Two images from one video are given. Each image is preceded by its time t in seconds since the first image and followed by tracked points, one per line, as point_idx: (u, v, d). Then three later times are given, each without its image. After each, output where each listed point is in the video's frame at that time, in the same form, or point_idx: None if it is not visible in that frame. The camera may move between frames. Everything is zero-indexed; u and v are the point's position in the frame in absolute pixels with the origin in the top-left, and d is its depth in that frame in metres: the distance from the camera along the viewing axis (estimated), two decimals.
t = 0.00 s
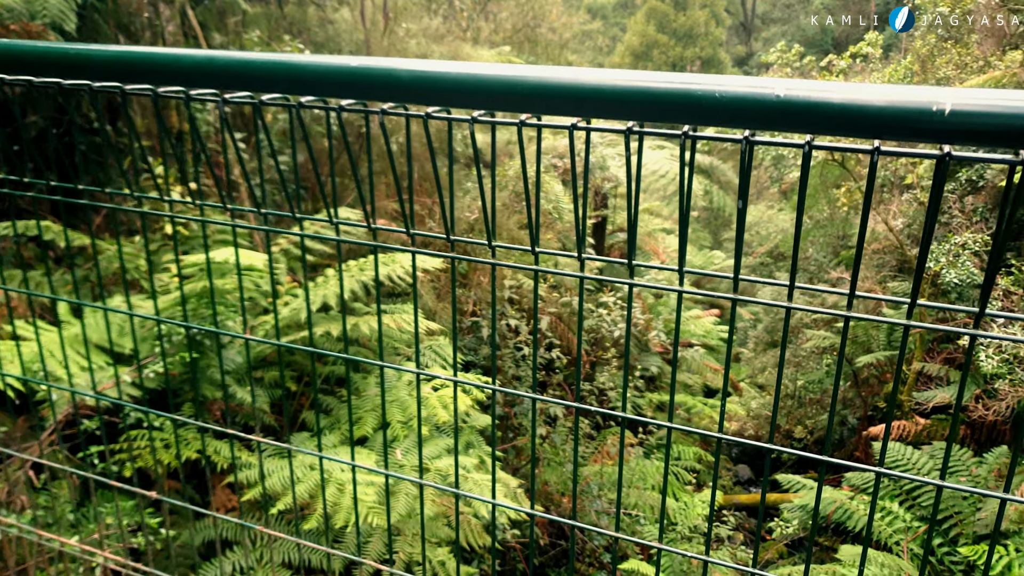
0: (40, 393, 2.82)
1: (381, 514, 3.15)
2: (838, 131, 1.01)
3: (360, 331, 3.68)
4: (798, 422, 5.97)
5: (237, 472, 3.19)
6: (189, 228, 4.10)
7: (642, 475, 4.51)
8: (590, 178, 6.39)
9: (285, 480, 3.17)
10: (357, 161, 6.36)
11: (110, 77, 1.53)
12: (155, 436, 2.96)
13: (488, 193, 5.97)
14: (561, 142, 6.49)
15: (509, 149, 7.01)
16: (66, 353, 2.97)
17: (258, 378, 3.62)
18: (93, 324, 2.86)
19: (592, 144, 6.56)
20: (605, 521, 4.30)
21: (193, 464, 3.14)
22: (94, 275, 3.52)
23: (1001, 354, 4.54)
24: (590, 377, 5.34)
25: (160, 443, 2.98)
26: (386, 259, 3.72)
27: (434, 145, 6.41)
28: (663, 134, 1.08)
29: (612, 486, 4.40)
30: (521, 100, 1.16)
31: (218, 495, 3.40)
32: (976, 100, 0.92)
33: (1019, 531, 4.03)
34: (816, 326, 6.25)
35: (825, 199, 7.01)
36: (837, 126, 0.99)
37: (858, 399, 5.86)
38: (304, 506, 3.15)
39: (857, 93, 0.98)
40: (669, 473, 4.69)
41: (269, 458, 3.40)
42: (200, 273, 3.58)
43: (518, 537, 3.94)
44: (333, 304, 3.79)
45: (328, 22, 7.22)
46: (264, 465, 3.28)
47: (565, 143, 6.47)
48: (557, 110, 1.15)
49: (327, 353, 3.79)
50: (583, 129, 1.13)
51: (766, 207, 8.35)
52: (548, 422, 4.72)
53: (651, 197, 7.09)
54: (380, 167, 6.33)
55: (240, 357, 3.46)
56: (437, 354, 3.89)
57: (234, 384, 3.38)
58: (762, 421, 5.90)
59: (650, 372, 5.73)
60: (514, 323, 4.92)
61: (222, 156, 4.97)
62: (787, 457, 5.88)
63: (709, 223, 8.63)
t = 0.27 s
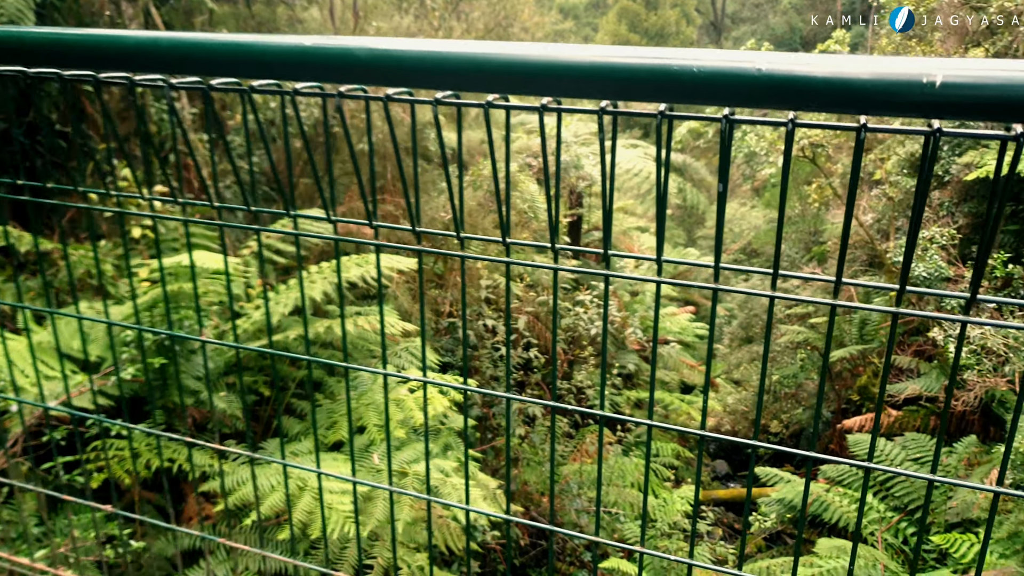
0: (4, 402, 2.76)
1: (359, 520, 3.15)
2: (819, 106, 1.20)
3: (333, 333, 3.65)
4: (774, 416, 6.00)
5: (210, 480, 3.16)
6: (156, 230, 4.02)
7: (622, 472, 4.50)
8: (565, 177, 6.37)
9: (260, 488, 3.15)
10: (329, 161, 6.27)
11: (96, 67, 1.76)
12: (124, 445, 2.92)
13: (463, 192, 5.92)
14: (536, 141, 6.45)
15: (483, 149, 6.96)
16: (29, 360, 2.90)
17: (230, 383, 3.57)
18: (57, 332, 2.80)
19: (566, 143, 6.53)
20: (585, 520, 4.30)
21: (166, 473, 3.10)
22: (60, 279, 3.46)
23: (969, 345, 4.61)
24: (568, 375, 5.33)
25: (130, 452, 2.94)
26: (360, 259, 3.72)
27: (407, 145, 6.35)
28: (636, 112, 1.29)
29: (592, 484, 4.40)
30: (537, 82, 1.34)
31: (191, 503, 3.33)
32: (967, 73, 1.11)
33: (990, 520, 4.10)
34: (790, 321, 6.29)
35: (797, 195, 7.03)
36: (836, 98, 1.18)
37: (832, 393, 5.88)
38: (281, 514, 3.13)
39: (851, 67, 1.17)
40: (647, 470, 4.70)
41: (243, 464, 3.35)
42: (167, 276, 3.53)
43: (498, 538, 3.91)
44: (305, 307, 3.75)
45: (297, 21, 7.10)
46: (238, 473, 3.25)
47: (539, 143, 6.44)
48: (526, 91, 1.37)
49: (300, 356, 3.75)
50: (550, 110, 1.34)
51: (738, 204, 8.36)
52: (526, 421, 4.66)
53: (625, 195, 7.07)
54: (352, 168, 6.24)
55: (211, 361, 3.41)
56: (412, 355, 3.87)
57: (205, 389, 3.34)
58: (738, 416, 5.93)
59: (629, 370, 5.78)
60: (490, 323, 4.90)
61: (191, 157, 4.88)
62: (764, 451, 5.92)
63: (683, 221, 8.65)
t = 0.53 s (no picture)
0: None
1: (330, 527, 3.12)
2: (796, 73, 1.21)
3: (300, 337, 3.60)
4: (745, 410, 6.06)
5: (175, 491, 3.10)
6: (115, 235, 3.93)
7: (596, 469, 4.50)
8: (533, 175, 6.35)
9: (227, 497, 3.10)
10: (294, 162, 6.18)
11: (28, 45, 1.72)
12: (84, 458, 2.85)
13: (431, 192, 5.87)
14: (503, 138, 6.41)
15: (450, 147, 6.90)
16: None
17: (196, 390, 3.51)
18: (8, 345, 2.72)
19: (534, 141, 6.51)
20: (561, 518, 4.30)
21: (129, 485, 3.04)
22: (14, 288, 3.36)
23: (932, 335, 4.68)
24: (540, 373, 5.31)
25: (90, 465, 2.87)
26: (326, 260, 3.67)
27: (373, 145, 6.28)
28: (604, 84, 1.30)
29: (566, 483, 4.41)
30: (510, 53, 1.33)
31: (158, 514, 3.27)
32: (950, 34, 1.13)
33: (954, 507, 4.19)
34: (759, 315, 6.35)
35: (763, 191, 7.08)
36: (816, 62, 1.19)
37: (801, 386, 5.92)
38: (249, 523, 3.09)
39: (832, 30, 1.17)
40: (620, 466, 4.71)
41: (211, 473, 3.30)
42: (127, 282, 3.45)
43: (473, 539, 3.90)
44: (271, 310, 3.69)
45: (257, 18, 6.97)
46: (205, 482, 3.20)
47: (507, 141, 6.41)
48: (488, 63, 1.36)
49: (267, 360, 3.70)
50: (512, 82, 1.34)
51: (706, 200, 8.41)
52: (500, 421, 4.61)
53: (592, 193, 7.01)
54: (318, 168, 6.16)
55: (175, 368, 3.35)
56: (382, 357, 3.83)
57: (169, 397, 3.28)
58: (710, 411, 5.98)
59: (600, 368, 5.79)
60: (461, 323, 4.87)
61: (152, 161, 4.78)
62: (735, 444, 5.98)
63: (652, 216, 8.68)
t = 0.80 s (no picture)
0: None
1: (298, 534, 3.07)
2: (768, 38, 1.24)
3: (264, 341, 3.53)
4: (712, 405, 6.10)
5: (135, 502, 3.03)
6: (68, 240, 3.81)
7: (567, 468, 4.50)
8: (498, 175, 6.32)
9: (189, 507, 3.04)
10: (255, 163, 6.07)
11: None
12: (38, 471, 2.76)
13: (395, 192, 5.81)
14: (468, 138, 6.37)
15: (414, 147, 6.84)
16: None
17: (156, 397, 3.43)
18: None
19: (498, 141, 6.47)
20: (533, 518, 4.30)
21: (87, 497, 2.96)
22: None
23: (893, 327, 4.76)
24: (509, 373, 5.29)
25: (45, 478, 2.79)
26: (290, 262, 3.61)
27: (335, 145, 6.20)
28: (570, 55, 1.32)
29: (537, 482, 4.40)
30: (482, 23, 1.34)
31: (118, 525, 3.19)
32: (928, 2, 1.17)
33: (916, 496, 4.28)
34: (725, 311, 6.40)
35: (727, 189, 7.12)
36: (795, 27, 1.22)
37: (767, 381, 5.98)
38: (213, 533, 3.02)
39: None
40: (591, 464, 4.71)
41: (173, 482, 3.23)
42: (82, 288, 3.36)
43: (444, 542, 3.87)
44: (234, 314, 3.62)
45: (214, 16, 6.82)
46: (167, 492, 3.13)
47: (471, 140, 6.37)
48: (452, 32, 1.38)
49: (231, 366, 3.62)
50: (473, 54, 1.37)
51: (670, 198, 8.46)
52: (470, 422, 4.58)
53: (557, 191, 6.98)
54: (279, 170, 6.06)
55: (133, 376, 3.26)
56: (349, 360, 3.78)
57: (127, 406, 3.19)
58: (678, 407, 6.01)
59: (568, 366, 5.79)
60: (428, 324, 4.83)
61: (105, 166, 4.66)
62: (703, 439, 6.03)
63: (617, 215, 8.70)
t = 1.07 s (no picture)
0: None
1: (264, 542, 3.03)
2: (719, 16, 1.49)
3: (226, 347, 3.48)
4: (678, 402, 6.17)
5: (95, 514, 2.96)
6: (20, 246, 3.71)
7: (534, 468, 4.52)
8: (462, 176, 6.30)
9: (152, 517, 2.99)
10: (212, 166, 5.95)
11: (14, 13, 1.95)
12: None
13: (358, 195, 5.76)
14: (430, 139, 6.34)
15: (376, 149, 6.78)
16: None
17: (115, 406, 3.36)
18: None
19: (461, 142, 6.45)
20: (502, 518, 4.31)
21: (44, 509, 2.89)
22: None
23: (852, 320, 4.85)
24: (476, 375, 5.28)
25: None
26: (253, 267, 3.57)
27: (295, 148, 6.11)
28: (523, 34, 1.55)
29: (506, 483, 4.41)
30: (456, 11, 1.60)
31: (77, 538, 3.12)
32: None
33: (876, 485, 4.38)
34: (688, 309, 6.47)
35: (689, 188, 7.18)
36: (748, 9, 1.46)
37: (730, 376, 6.07)
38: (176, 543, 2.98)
39: None
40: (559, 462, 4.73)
41: (134, 492, 3.17)
42: (36, 295, 3.27)
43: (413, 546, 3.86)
44: (194, 320, 3.56)
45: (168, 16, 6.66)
46: (128, 502, 3.07)
47: (434, 142, 6.34)
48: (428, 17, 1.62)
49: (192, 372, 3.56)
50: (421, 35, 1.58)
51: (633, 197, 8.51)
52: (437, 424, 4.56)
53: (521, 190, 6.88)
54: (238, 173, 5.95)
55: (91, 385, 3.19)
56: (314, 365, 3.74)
57: (86, 416, 3.13)
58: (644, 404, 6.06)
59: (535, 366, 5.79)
60: (394, 327, 4.80)
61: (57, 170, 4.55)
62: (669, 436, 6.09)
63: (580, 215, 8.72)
